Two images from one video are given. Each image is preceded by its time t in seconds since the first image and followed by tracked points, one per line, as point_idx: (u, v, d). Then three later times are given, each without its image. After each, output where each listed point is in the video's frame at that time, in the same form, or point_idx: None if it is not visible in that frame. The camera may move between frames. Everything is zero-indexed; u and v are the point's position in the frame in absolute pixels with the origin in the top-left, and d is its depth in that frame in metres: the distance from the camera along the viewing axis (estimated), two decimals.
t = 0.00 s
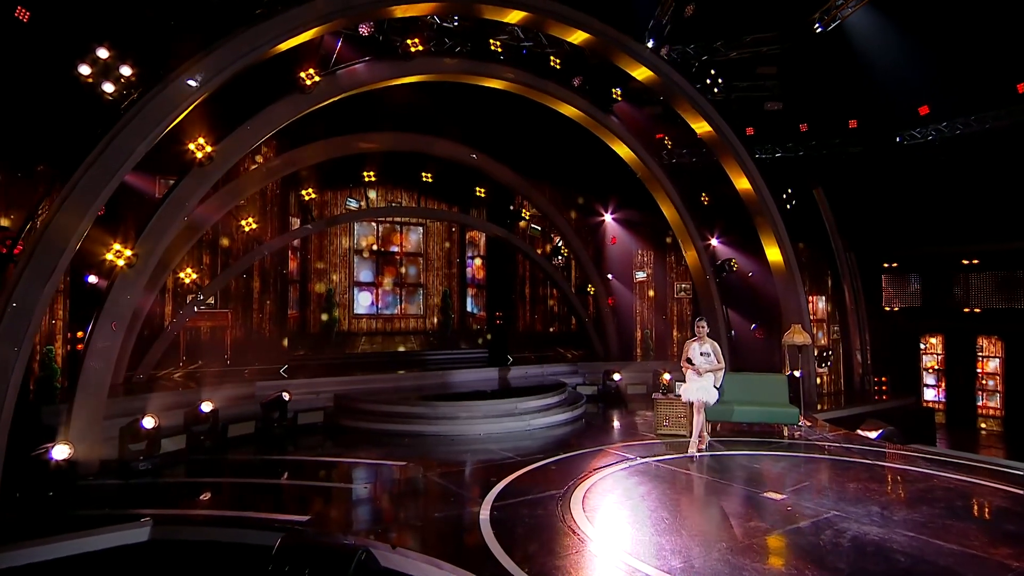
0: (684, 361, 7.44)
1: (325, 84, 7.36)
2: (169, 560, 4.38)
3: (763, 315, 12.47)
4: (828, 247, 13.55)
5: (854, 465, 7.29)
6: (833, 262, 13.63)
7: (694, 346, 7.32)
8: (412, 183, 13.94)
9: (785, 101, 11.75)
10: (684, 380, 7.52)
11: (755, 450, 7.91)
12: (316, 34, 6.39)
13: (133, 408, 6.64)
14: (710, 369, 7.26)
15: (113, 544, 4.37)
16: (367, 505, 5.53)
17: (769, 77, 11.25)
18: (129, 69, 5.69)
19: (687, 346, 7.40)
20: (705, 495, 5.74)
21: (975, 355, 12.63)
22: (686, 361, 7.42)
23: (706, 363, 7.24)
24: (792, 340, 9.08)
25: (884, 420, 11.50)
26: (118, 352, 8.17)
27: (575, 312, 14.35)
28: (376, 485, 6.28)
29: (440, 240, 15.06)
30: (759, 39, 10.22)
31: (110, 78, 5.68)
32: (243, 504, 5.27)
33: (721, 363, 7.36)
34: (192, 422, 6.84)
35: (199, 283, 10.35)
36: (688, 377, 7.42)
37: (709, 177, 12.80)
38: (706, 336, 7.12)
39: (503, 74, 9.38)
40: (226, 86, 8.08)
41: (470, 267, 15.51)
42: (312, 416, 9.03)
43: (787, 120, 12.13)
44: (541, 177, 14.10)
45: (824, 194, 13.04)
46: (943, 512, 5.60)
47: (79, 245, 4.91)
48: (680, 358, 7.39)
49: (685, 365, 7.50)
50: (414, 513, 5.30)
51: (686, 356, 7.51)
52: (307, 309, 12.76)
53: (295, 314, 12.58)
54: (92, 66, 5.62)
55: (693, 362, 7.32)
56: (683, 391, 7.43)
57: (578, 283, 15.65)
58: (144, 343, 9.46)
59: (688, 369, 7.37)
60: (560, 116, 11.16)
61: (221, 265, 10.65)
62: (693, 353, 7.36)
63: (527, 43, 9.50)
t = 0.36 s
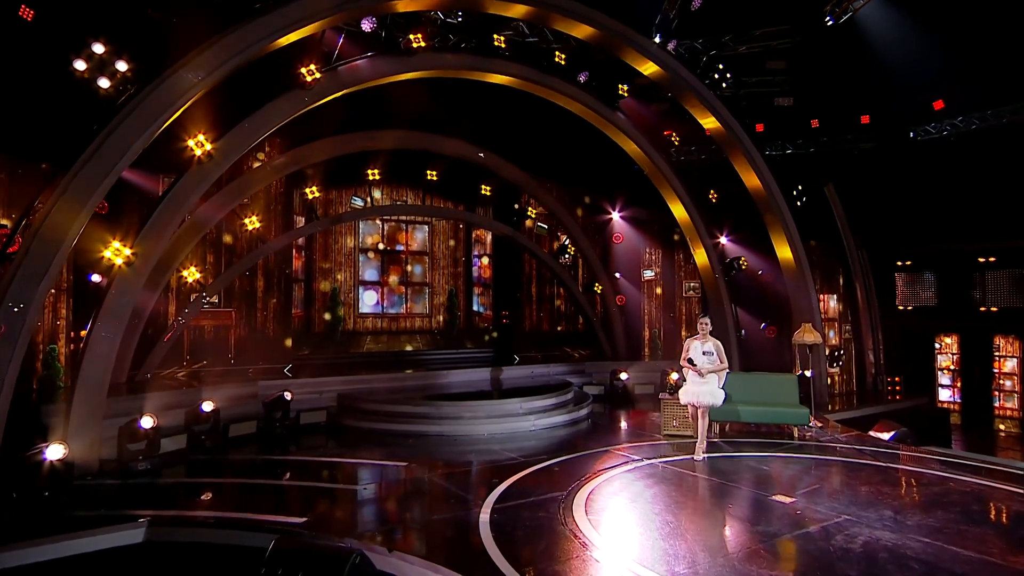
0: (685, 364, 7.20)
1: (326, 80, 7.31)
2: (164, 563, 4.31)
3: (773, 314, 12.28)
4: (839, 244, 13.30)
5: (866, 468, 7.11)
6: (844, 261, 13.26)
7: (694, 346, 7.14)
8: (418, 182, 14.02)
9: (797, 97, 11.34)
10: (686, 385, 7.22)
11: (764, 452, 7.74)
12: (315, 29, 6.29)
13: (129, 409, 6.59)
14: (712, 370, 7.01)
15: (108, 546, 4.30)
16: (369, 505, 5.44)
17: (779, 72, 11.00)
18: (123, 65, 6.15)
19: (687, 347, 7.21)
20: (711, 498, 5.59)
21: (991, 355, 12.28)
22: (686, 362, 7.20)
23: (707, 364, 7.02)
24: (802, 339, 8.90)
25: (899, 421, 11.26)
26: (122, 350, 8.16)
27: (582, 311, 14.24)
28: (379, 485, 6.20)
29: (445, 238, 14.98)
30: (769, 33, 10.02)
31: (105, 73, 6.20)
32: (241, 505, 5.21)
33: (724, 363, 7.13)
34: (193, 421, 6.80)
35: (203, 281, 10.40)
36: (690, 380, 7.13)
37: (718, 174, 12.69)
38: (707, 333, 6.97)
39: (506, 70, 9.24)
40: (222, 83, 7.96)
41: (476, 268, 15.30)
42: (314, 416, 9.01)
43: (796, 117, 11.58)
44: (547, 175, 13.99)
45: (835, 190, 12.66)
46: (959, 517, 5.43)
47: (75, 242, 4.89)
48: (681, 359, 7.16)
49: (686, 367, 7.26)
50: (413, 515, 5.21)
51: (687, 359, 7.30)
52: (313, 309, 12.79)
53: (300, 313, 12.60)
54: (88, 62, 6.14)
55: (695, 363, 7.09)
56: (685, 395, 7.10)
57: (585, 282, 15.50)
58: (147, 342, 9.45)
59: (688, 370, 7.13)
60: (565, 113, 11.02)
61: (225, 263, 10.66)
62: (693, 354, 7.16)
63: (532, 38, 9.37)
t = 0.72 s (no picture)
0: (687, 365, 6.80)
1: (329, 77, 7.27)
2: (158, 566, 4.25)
3: (782, 313, 12.07)
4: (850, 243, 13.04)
5: (878, 470, 6.94)
6: (855, 259, 12.99)
7: (699, 346, 6.78)
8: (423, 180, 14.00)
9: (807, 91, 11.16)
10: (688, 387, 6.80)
11: (772, 454, 7.61)
12: (315, 25, 6.23)
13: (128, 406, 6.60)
14: (720, 371, 6.63)
15: (102, 548, 4.25)
16: (367, 507, 5.36)
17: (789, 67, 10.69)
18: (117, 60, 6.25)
19: (690, 347, 6.86)
20: (717, 502, 5.44)
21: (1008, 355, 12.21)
22: (692, 362, 6.71)
23: (716, 365, 6.61)
24: (812, 339, 8.71)
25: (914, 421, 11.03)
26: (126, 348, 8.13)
27: (589, 311, 14.10)
28: (378, 487, 6.13)
29: (451, 237, 14.94)
30: (778, 28, 9.67)
31: (101, 69, 6.46)
32: (238, 505, 5.15)
33: (727, 364, 6.80)
34: (194, 422, 6.76)
35: (207, 281, 10.43)
36: (693, 381, 6.72)
37: (726, 172, 12.45)
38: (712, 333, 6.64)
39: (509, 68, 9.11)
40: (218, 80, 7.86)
41: (482, 266, 15.27)
42: (317, 416, 8.98)
43: (807, 112, 11.38)
44: (553, 173, 13.88)
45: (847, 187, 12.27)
46: (975, 523, 5.26)
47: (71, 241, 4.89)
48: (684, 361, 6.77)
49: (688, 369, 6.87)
50: (411, 517, 5.11)
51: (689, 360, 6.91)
52: (317, 308, 12.75)
53: (304, 312, 12.61)
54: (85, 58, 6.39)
55: (699, 363, 6.70)
56: (689, 398, 6.64)
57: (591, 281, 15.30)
58: (150, 342, 9.45)
59: (696, 371, 6.65)
60: (570, 110, 10.89)
61: (229, 263, 10.67)
62: (697, 354, 6.79)
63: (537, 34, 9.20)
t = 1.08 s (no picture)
0: (695, 371, 6.33)
1: (330, 75, 7.24)
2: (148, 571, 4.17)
3: (791, 313, 11.89)
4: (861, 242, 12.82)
5: (888, 474, 6.78)
6: (866, 258, 12.76)
7: (707, 351, 6.31)
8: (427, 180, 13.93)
9: (817, 90, 10.86)
10: (697, 394, 6.36)
11: (780, 457, 7.45)
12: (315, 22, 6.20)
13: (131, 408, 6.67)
14: (730, 377, 6.26)
15: (94, 550, 4.19)
16: (365, 509, 5.28)
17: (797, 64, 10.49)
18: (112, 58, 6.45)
19: (696, 351, 6.37)
20: (721, 508, 5.30)
21: None
22: (703, 369, 6.24)
23: (727, 370, 6.22)
24: (820, 340, 8.53)
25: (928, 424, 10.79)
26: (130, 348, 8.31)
27: (595, 312, 13.95)
28: (378, 489, 6.04)
29: (455, 237, 14.89)
30: (786, 24, 9.46)
31: (96, 68, 6.52)
32: (233, 507, 5.10)
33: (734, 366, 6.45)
34: (194, 423, 6.72)
35: (210, 280, 10.45)
36: (703, 388, 6.29)
37: (739, 171, 12.10)
38: (720, 336, 6.17)
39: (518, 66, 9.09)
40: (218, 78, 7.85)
41: (488, 264, 15.20)
42: (318, 417, 8.94)
43: (816, 110, 10.98)
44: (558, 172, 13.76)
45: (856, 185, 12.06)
46: (989, 532, 5.09)
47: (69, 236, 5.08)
48: (693, 368, 6.26)
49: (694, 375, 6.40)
50: (407, 521, 5.00)
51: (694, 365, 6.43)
52: (321, 308, 12.74)
53: (308, 313, 12.61)
54: (80, 57, 6.46)
55: (709, 369, 6.25)
56: (702, 407, 6.24)
57: (597, 281, 15.12)
58: (152, 342, 9.47)
59: (707, 378, 6.21)
60: (573, 108, 10.79)
61: (232, 264, 10.68)
62: (705, 359, 6.32)
63: (540, 31, 9.07)
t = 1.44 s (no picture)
0: (701, 373, 5.90)
1: (326, 74, 7.25)
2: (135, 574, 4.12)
3: (797, 313, 11.73)
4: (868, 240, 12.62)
5: (894, 478, 6.63)
6: (874, 257, 12.52)
7: (712, 351, 5.91)
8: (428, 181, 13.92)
9: (823, 86, 10.71)
10: (702, 398, 5.90)
11: (783, 460, 7.32)
12: (312, 19, 6.22)
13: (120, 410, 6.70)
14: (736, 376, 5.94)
15: (85, 553, 4.14)
16: (357, 510, 5.21)
17: (801, 60, 10.34)
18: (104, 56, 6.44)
19: (701, 352, 5.94)
20: (718, 511, 5.22)
21: None
22: (710, 369, 5.85)
23: (733, 369, 5.90)
24: (825, 340, 8.38)
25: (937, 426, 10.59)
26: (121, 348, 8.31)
27: (598, 312, 13.80)
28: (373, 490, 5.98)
29: (457, 236, 14.80)
30: (791, 19, 9.29)
31: (87, 67, 6.44)
32: (225, 508, 5.04)
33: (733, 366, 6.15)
34: (190, 424, 6.76)
35: (211, 280, 10.48)
36: (710, 391, 5.85)
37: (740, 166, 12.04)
38: (725, 334, 5.90)
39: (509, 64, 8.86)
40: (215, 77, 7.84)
41: (492, 261, 15.14)
42: (318, 416, 8.85)
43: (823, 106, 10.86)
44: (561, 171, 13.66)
45: (862, 184, 11.80)
46: (998, 540, 4.95)
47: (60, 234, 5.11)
48: (700, 369, 5.83)
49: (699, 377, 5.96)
50: (399, 522, 4.91)
51: (699, 367, 6.00)
52: (323, 308, 12.72)
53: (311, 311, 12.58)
54: (70, 56, 6.38)
55: (716, 370, 5.86)
56: (710, 412, 5.78)
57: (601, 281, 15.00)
58: (152, 342, 9.50)
59: (715, 379, 5.81)
60: (575, 106, 10.68)
61: (232, 264, 10.71)
62: (711, 360, 5.92)
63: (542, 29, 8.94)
